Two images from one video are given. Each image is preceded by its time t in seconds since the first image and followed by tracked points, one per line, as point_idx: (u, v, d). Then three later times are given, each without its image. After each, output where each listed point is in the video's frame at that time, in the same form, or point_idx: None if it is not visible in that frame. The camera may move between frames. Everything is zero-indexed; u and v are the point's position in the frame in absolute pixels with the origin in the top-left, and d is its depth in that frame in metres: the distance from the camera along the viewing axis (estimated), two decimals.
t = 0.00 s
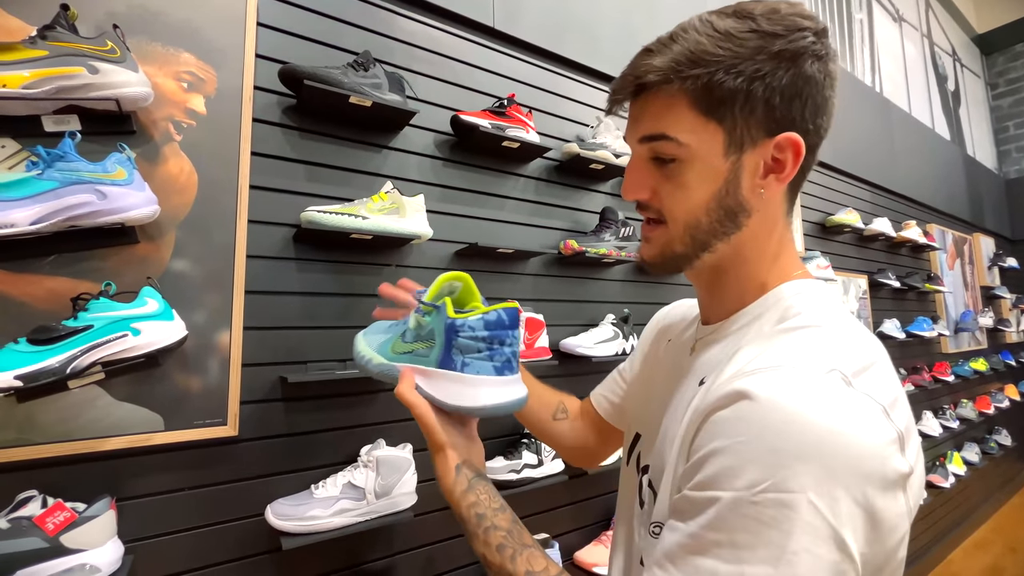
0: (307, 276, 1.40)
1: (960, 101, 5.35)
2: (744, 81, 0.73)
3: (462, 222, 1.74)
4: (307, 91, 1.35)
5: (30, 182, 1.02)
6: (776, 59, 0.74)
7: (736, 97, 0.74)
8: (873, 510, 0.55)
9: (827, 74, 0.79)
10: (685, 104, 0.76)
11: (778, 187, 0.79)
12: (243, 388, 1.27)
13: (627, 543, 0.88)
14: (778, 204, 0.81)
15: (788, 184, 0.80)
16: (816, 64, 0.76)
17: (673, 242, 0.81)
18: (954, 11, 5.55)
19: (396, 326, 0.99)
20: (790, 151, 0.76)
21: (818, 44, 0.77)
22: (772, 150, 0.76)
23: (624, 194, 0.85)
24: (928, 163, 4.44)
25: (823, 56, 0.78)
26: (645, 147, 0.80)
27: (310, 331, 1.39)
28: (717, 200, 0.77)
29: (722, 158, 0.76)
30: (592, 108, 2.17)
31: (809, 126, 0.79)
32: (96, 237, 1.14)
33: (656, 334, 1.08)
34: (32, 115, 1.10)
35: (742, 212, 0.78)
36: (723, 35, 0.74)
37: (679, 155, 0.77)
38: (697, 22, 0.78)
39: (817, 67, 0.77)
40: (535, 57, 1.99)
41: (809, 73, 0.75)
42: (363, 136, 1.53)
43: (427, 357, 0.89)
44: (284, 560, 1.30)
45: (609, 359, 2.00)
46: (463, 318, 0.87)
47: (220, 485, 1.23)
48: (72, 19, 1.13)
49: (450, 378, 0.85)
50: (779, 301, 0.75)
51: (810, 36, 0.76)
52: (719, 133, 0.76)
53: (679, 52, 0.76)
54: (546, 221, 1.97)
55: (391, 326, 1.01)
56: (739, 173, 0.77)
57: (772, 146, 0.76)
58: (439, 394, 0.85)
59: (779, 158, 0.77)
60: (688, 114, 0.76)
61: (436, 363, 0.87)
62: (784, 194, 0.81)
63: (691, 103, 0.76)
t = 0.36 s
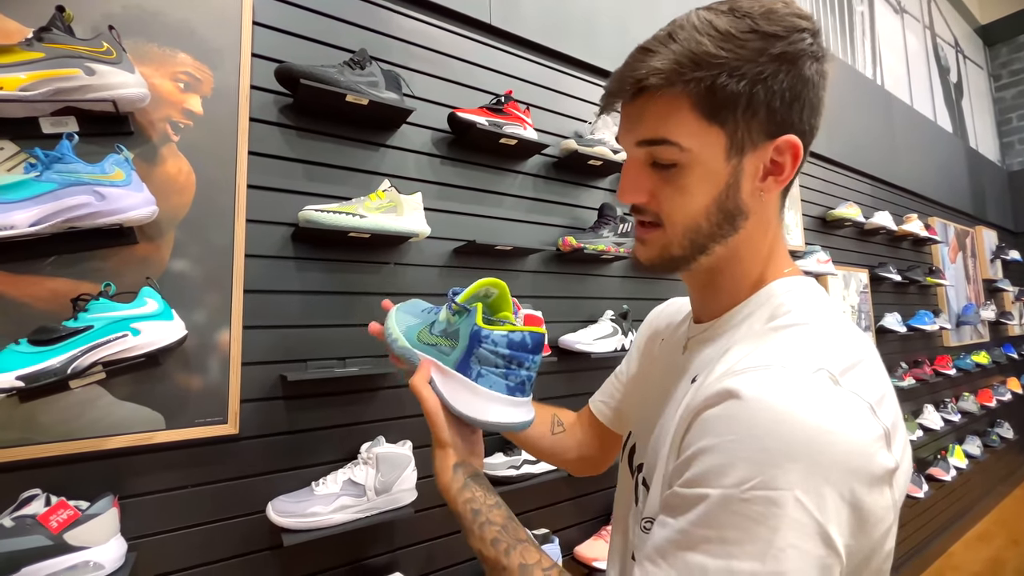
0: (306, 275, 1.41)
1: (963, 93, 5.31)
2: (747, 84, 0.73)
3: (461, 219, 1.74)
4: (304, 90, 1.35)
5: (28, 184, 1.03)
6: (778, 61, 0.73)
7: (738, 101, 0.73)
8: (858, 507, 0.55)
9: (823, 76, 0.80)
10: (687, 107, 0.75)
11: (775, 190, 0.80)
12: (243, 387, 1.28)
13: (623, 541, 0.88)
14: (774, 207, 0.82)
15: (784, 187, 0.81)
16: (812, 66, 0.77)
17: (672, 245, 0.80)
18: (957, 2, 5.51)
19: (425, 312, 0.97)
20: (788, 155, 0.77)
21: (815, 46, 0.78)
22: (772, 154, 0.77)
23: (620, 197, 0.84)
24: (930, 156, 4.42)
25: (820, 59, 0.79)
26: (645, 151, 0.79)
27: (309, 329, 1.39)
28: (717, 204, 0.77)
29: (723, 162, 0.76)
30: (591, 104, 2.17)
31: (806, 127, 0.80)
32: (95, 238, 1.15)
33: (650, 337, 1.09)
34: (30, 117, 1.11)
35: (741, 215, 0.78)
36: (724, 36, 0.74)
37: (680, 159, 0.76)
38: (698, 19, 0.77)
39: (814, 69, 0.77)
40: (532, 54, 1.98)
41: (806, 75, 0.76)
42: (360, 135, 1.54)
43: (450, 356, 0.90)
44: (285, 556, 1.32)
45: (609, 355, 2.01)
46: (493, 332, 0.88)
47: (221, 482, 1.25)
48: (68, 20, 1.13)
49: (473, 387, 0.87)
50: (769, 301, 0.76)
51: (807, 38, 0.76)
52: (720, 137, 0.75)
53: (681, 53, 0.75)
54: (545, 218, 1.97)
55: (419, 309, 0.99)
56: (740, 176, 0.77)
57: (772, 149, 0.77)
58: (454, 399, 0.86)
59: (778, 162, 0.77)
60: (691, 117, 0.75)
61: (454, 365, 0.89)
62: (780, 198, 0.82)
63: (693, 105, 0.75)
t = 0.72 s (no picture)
0: (305, 273, 1.41)
1: (963, 88, 5.30)
2: (672, 74, 0.80)
3: (459, 216, 1.75)
4: (302, 88, 1.35)
5: (28, 182, 1.03)
6: (695, 50, 0.80)
7: (671, 92, 0.80)
8: (875, 524, 0.57)
9: (764, 46, 0.82)
10: (633, 113, 0.83)
11: (747, 159, 0.78)
12: (243, 384, 1.29)
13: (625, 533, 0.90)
14: (755, 178, 0.79)
15: (757, 153, 0.79)
16: (738, 40, 0.81)
17: (663, 239, 0.82)
18: None
19: (458, 306, 0.98)
20: (742, 119, 0.76)
21: (740, 28, 0.82)
22: (723, 124, 0.77)
23: (617, 206, 0.90)
24: (929, 151, 4.42)
25: (751, 33, 0.82)
26: (615, 159, 0.86)
27: (309, 327, 1.40)
28: (686, 186, 0.78)
29: (677, 145, 0.79)
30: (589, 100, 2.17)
31: (758, 93, 0.79)
32: (95, 236, 1.15)
33: (641, 316, 1.08)
34: (29, 116, 1.11)
35: (717, 191, 0.78)
36: (649, 55, 0.85)
37: (642, 153, 0.81)
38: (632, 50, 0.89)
39: (744, 45, 0.81)
40: (530, 50, 1.98)
41: (729, 49, 0.80)
42: (358, 132, 1.54)
43: (508, 334, 1.09)
44: (287, 551, 1.33)
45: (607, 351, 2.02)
46: (541, 305, 1.15)
47: (223, 478, 1.26)
48: (67, 19, 1.14)
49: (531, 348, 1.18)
50: (789, 306, 0.75)
51: (728, 22, 0.82)
52: (669, 125, 0.80)
53: (620, 76, 0.86)
54: (544, 214, 1.97)
55: (438, 305, 0.96)
56: (698, 154, 0.78)
57: (722, 120, 0.77)
58: (517, 361, 1.16)
59: (734, 129, 0.77)
60: (638, 118, 0.82)
61: (514, 340, 1.12)
62: (759, 166, 0.79)
63: (637, 108, 0.83)
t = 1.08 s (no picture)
0: (308, 271, 1.42)
1: (962, 86, 5.32)
2: (682, 73, 0.81)
3: (460, 214, 1.75)
4: (305, 86, 1.35)
5: (32, 180, 1.04)
6: (704, 51, 0.81)
7: (681, 91, 0.80)
8: (898, 524, 0.58)
9: (772, 47, 0.83)
10: (641, 110, 0.83)
11: (754, 158, 0.79)
12: (246, 382, 1.30)
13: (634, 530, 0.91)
14: (764, 176, 0.80)
15: (764, 152, 0.79)
16: (747, 41, 0.82)
17: (671, 238, 0.83)
18: None
19: (464, 304, 0.98)
20: (750, 117, 0.77)
21: (749, 30, 0.83)
22: (731, 123, 0.78)
23: (623, 205, 0.91)
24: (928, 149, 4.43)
25: (761, 34, 0.83)
26: (622, 158, 0.87)
27: (311, 324, 1.41)
28: (692, 185, 0.79)
29: (687, 143, 0.80)
30: (589, 98, 2.17)
31: (766, 92, 0.80)
32: (98, 234, 1.15)
33: (640, 312, 1.09)
34: (32, 113, 1.11)
35: (725, 189, 0.79)
36: (657, 54, 0.85)
37: (650, 152, 0.81)
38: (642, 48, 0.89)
39: (752, 46, 0.82)
40: (531, 48, 1.98)
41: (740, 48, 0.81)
42: (360, 130, 1.54)
43: (516, 338, 1.07)
44: (290, 547, 1.34)
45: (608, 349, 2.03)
46: (551, 311, 1.12)
47: (226, 475, 1.26)
48: (70, 16, 1.14)
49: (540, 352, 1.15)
50: (804, 308, 0.76)
51: (737, 24, 0.83)
52: (677, 124, 0.80)
53: (630, 74, 0.86)
54: (545, 213, 1.98)
55: (445, 300, 0.96)
56: (706, 152, 0.79)
57: (731, 119, 0.78)
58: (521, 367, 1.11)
59: (741, 128, 0.78)
60: (646, 116, 0.83)
61: (520, 345, 1.09)
62: (767, 166, 0.80)
63: (646, 106, 0.83)
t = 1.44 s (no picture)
0: (308, 268, 1.41)
1: (959, 87, 5.34)
2: (769, 65, 0.85)
3: (461, 212, 1.74)
4: (304, 82, 1.34)
5: (29, 175, 1.02)
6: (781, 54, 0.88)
7: (765, 79, 0.83)
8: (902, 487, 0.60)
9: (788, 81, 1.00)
10: (728, 78, 0.81)
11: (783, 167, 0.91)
12: (246, 380, 1.29)
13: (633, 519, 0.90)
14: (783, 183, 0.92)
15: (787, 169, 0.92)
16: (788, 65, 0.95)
17: (716, 223, 0.79)
18: None
19: (456, 279, 0.71)
20: (795, 130, 0.91)
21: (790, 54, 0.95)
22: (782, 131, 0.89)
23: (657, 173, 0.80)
24: (925, 150, 4.45)
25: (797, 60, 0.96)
26: (690, 122, 0.81)
27: (311, 322, 1.39)
28: (756, 172, 0.81)
29: (758, 132, 0.82)
30: (590, 97, 2.16)
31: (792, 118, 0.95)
32: (96, 230, 1.14)
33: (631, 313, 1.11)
34: (29, 108, 1.09)
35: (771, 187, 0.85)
36: (744, 27, 0.85)
37: (728, 127, 0.80)
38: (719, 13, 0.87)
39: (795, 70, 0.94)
40: (532, 45, 1.97)
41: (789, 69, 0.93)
42: (360, 127, 1.53)
43: (544, 314, 0.68)
44: (290, 546, 1.33)
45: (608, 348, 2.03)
46: (586, 276, 0.61)
47: (226, 474, 1.25)
48: (66, 9, 1.12)
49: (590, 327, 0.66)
50: (792, 295, 0.80)
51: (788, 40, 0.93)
52: (755, 112, 0.83)
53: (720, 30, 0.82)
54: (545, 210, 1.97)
55: (437, 277, 0.74)
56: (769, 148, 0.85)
57: (784, 127, 0.89)
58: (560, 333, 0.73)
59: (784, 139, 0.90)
60: (733, 87, 0.81)
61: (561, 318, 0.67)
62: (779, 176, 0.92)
63: (735, 78, 0.81)
